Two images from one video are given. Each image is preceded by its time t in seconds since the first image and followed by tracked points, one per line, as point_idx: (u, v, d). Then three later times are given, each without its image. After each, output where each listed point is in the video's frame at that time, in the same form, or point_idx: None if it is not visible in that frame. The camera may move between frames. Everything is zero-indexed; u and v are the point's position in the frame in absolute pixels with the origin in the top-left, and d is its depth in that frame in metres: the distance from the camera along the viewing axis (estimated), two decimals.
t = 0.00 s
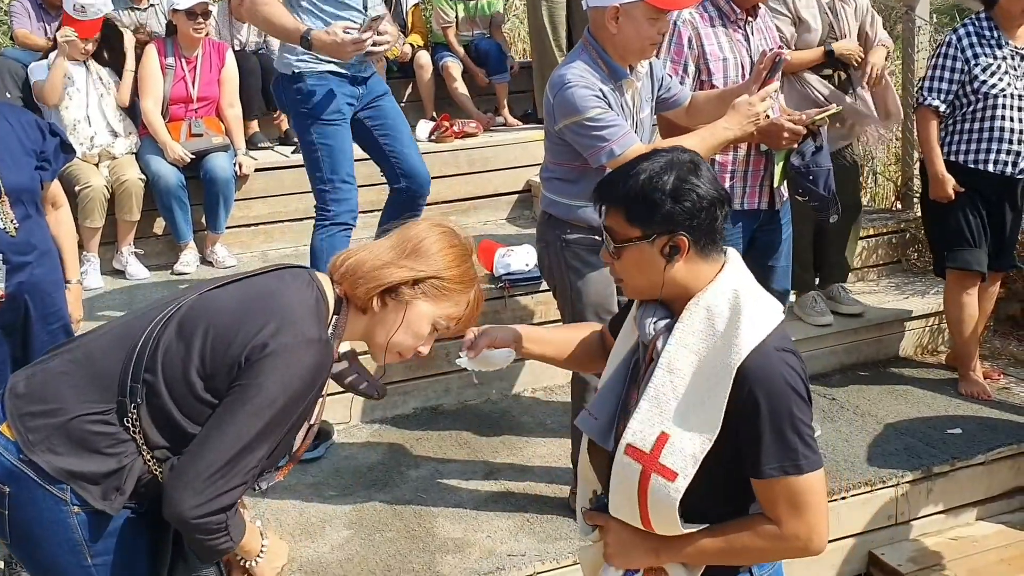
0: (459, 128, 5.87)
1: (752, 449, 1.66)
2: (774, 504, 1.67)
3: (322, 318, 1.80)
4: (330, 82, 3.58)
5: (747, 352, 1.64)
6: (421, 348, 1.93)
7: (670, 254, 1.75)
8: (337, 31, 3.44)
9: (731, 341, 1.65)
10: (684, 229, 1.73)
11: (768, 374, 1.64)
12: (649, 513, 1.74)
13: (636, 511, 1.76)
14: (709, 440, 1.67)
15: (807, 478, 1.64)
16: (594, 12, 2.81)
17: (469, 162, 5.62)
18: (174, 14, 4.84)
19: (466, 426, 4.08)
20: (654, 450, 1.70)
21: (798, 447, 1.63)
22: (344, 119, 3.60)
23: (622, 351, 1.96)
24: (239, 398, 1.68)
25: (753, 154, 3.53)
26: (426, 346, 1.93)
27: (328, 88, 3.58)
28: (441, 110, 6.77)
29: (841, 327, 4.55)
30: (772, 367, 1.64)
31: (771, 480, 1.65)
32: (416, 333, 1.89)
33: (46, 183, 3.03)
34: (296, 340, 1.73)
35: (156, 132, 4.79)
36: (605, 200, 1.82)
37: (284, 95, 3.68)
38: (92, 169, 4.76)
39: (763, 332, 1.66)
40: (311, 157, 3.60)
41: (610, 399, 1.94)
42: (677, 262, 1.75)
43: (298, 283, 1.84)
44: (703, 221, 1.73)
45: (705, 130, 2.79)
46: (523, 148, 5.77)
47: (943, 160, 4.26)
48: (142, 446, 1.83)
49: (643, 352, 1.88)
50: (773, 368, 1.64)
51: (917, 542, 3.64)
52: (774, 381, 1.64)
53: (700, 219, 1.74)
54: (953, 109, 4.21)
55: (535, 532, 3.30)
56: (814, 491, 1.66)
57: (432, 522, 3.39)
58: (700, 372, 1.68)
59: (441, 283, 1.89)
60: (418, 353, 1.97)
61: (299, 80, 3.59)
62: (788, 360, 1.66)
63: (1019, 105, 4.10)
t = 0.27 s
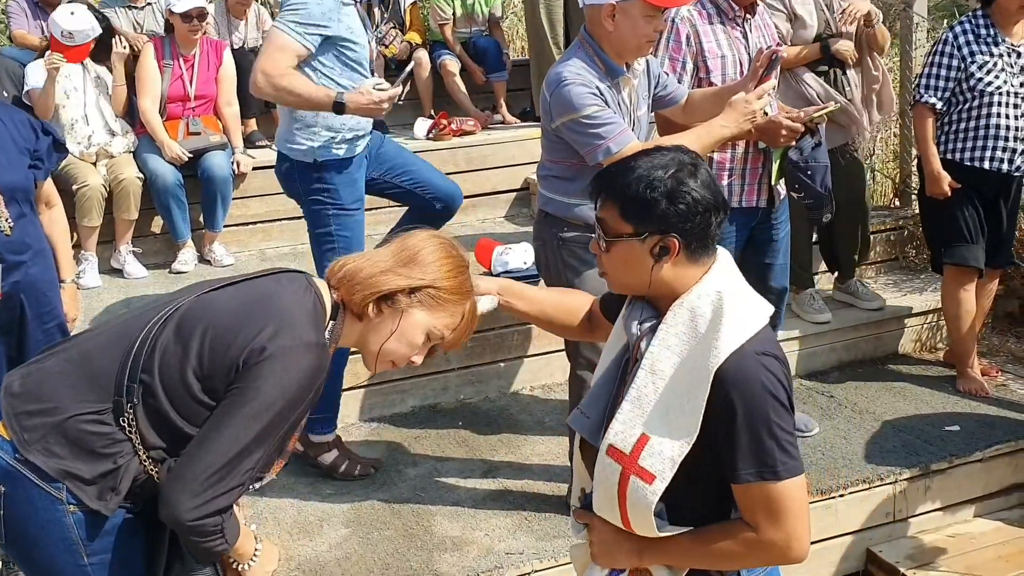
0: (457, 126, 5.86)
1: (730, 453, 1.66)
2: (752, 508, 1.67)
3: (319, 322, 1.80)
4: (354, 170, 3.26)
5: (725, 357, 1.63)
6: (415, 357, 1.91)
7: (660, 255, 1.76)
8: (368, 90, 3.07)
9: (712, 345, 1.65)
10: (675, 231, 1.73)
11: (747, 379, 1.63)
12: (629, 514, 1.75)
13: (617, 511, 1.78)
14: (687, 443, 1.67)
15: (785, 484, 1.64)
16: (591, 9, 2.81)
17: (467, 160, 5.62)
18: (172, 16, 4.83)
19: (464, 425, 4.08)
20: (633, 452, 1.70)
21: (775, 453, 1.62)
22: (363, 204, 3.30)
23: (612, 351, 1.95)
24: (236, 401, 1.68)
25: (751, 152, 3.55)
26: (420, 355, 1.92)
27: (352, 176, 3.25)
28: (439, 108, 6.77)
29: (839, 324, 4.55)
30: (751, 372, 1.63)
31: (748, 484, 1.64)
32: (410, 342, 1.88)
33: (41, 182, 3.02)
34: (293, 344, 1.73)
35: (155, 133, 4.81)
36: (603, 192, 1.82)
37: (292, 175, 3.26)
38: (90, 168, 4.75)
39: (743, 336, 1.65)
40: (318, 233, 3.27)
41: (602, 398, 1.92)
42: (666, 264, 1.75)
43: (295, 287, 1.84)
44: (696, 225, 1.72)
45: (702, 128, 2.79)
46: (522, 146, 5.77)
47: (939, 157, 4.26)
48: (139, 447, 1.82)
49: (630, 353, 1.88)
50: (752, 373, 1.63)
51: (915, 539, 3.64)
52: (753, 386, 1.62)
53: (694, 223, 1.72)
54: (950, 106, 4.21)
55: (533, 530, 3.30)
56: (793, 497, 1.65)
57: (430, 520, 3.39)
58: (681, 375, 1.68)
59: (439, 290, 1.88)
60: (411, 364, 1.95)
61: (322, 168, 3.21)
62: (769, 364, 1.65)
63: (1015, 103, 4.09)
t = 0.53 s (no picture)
0: (454, 123, 5.85)
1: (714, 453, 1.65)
2: (736, 508, 1.67)
3: (318, 325, 1.79)
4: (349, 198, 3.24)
5: (709, 356, 1.62)
6: (411, 364, 1.90)
7: (643, 257, 1.75)
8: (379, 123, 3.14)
9: (693, 344, 1.64)
10: (658, 233, 1.72)
11: (729, 378, 1.62)
12: (616, 513, 1.76)
13: (605, 510, 1.78)
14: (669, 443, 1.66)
15: (769, 485, 1.63)
16: (589, 6, 2.81)
17: (465, 157, 5.61)
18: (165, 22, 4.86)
19: (462, 423, 4.08)
20: (616, 452, 1.71)
21: (758, 453, 1.61)
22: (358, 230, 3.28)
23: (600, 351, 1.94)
24: (236, 403, 1.68)
25: (749, 148, 3.51)
26: (417, 363, 1.91)
27: (347, 205, 3.23)
28: (437, 105, 6.76)
29: (837, 321, 4.55)
30: (733, 372, 1.62)
31: (732, 485, 1.64)
32: (407, 346, 1.87)
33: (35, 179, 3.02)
34: (293, 346, 1.72)
35: (154, 131, 4.81)
36: (586, 192, 1.82)
37: (286, 204, 3.24)
38: (87, 166, 4.75)
39: (726, 336, 1.63)
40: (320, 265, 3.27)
41: (594, 396, 1.91)
42: (650, 265, 1.75)
43: (295, 289, 1.84)
44: (680, 227, 1.72)
45: (700, 124, 2.78)
46: (520, 144, 5.76)
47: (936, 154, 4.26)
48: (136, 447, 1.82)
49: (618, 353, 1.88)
50: (734, 373, 1.62)
51: (913, 535, 3.65)
52: (735, 387, 1.62)
53: (677, 225, 1.72)
54: (947, 103, 4.21)
55: (531, 527, 3.30)
56: (777, 498, 1.64)
57: (428, 518, 3.38)
58: (663, 375, 1.67)
59: (435, 295, 1.88)
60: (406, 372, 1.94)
61: (317, 196, 3.18)
62: (752, 363, 1.64)
63: (1012, 98, 4.09)
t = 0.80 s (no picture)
0: (455, 120, 5.84)
1: (709, 452, 1.65)
2: (731, 505, 1.66)
3: (325, 326, 1.80)
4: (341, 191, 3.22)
5: (707, 354, 1.62)
6: (415, 369, 1.89)
7: (642, 259, 1.74)
8: (372, 108, 3.04)
9: (690, 343, 1.64)
10: (658, 236, 1.71)
11: (725, 375, 1.61)
12: (615, 510, 1.77)
13: (604, 507, 1.79)
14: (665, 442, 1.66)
15: (765, 480, 1.63)
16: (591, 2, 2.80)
17: (466, 154, 5.61)
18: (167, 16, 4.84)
19: (463, 420, 4.08)
20: (616, 451, 1.72)
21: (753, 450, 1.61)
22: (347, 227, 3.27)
23: (597, 349, 1.94)
24: (243, 404, 1.68)
25: (751, 145, 3.50)
26: (421, 367, 1.90)
27: (337, 198, 3.22)
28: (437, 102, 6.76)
29: (837, 317, 4.55)
30: (730, 370, 1.61)
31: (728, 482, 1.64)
32: (412, 350, 1.86)
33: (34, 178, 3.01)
34: (300, 348, 1.72)
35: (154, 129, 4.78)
36: (586, 192, 1.79)
37: (281, 191, 3.26)
38: (88, 164, 4.76)
39: (723, 334, 1.63)
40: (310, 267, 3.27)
41: (593, 392, 1.92)
42: (649, 267, 1.74)
43: (302, 291, 1.84)
44: (679, 230, 1.71)
45: (701, 121, 2.78)
46: (520, 141, 5.76)
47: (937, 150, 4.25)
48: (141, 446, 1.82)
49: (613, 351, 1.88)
50: (730, 371, 1.61)
51: (914, 532, 3.65)
52: (731, 385, 1.61)
53: (677, 228, 1.71)
54: (948, 99, 4.20)
55: (532, 525, 3.30)
56: (773, 494, 1.64)
57: (430, 515, 3.38)
58: (660, 373, 1.67)
59: (439, 297, 1.88)
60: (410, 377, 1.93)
61: (308, 184, 3.19)
62: (749, 360, 1.64)
63: (1013, 94, 4.09)
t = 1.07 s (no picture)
0: (456, 119, 5.84)
1: (711, 455, 1.65)
2: (725, 510, 1.66)
3: (331, 327, 1.79)
4: (357, 186, 3.22)
5: (715, 357, 1.62)
6: (419, 369, 1.89)
7: (651, 261, 1.73)
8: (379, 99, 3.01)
9: (698, 346, 1.64)
10: (670, 239, 1.70)
11: (731, 379, 1.61)
12: (612, 510, 1.77)
13: (602, 507, 1.80)
14: (669, 443, 1.67)
15: (760, 488, 1.62)
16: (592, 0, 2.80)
17: (466, 152, 5.61)
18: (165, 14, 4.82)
19: (465, 419, 4.08)
20: (620, 450, 1.72)
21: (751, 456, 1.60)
22: (364, 223, 3.26)
23: (600, 347, 1.94)
24: (246, 404, 1.67)
25: (752, 142, 3.50)
26: (425, 367, 1.90)
27: (353, 193, 3.21)
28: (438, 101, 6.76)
29: (839, 316, 4.54)
30: (736, 373, 1.61)
31: (724, 486, 1.64)
32: (417, 351, 1.86)
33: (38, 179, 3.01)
34: (304, 348, 1.72)
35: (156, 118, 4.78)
36: (597, 192, 1.78)
37: (302, 186, 3.28)
38: (88, 159, 4.74)
39: (730, 336, 1.63)
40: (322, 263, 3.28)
41: (596, 392, 1.91)
42: (658, 269, 1.74)
43: (308, 291, 1.84)
44: (691, 234, 1.71)
45: (702, 120, 2.77)
46: (521, 139, 5.76)
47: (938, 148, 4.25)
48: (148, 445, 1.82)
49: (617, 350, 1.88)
50: (736, 374, 1.61)
51: (915, 531, 3.65)
52: (736, 388, 1.61)
53: (689, 232, 1.71)
54: (949, 97, 4.20)
55: (533, 524, 3.30)
56: (768, 501, 1.63)
57: (431, 514, 3.38)
58: (666, 373, 1.67)
59: (445, 298, 1.88)
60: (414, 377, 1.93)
61: (324, 179, 3.20)
62: (754, 364, 1.64)
63: (1014, 92, 4.08)
